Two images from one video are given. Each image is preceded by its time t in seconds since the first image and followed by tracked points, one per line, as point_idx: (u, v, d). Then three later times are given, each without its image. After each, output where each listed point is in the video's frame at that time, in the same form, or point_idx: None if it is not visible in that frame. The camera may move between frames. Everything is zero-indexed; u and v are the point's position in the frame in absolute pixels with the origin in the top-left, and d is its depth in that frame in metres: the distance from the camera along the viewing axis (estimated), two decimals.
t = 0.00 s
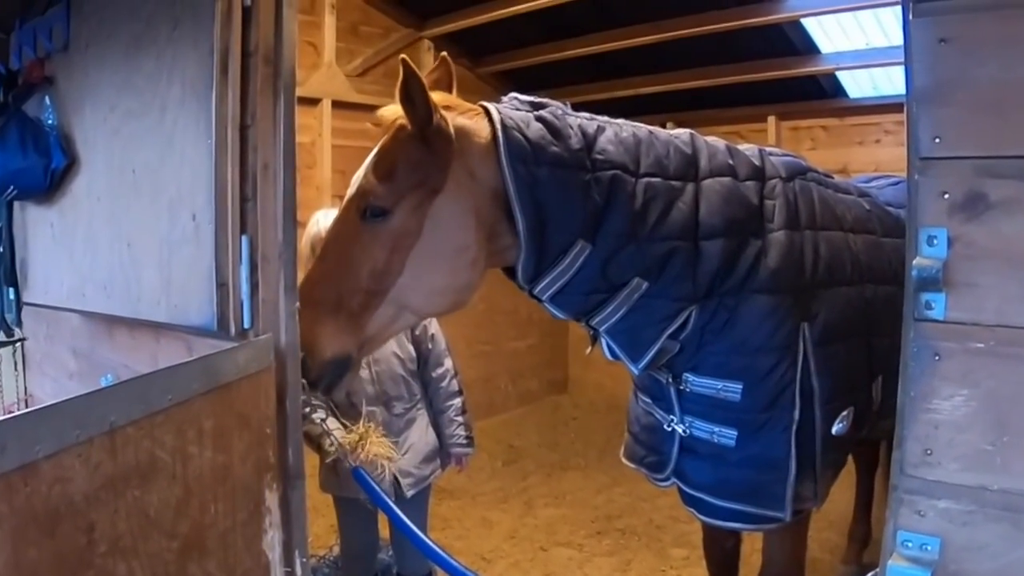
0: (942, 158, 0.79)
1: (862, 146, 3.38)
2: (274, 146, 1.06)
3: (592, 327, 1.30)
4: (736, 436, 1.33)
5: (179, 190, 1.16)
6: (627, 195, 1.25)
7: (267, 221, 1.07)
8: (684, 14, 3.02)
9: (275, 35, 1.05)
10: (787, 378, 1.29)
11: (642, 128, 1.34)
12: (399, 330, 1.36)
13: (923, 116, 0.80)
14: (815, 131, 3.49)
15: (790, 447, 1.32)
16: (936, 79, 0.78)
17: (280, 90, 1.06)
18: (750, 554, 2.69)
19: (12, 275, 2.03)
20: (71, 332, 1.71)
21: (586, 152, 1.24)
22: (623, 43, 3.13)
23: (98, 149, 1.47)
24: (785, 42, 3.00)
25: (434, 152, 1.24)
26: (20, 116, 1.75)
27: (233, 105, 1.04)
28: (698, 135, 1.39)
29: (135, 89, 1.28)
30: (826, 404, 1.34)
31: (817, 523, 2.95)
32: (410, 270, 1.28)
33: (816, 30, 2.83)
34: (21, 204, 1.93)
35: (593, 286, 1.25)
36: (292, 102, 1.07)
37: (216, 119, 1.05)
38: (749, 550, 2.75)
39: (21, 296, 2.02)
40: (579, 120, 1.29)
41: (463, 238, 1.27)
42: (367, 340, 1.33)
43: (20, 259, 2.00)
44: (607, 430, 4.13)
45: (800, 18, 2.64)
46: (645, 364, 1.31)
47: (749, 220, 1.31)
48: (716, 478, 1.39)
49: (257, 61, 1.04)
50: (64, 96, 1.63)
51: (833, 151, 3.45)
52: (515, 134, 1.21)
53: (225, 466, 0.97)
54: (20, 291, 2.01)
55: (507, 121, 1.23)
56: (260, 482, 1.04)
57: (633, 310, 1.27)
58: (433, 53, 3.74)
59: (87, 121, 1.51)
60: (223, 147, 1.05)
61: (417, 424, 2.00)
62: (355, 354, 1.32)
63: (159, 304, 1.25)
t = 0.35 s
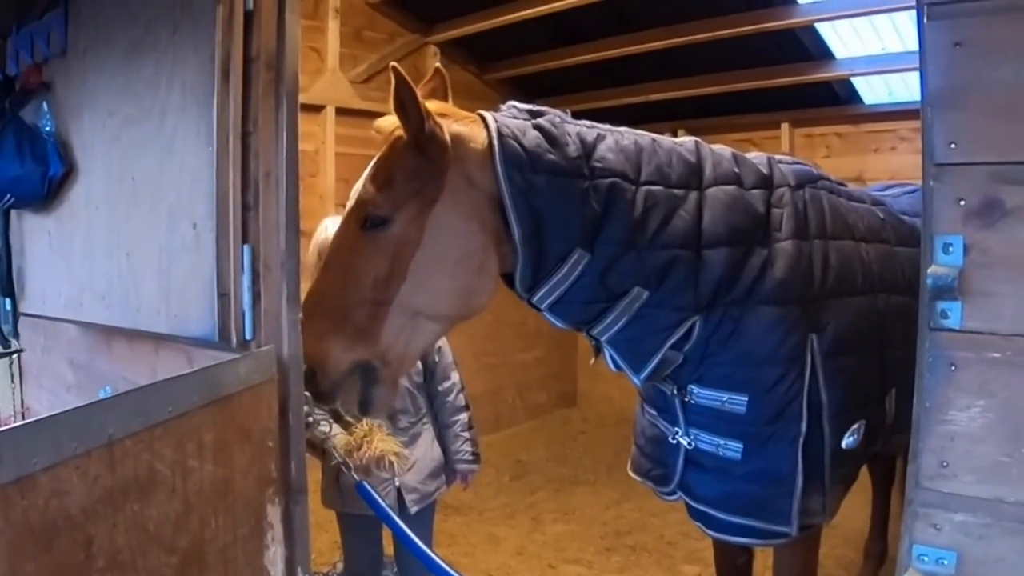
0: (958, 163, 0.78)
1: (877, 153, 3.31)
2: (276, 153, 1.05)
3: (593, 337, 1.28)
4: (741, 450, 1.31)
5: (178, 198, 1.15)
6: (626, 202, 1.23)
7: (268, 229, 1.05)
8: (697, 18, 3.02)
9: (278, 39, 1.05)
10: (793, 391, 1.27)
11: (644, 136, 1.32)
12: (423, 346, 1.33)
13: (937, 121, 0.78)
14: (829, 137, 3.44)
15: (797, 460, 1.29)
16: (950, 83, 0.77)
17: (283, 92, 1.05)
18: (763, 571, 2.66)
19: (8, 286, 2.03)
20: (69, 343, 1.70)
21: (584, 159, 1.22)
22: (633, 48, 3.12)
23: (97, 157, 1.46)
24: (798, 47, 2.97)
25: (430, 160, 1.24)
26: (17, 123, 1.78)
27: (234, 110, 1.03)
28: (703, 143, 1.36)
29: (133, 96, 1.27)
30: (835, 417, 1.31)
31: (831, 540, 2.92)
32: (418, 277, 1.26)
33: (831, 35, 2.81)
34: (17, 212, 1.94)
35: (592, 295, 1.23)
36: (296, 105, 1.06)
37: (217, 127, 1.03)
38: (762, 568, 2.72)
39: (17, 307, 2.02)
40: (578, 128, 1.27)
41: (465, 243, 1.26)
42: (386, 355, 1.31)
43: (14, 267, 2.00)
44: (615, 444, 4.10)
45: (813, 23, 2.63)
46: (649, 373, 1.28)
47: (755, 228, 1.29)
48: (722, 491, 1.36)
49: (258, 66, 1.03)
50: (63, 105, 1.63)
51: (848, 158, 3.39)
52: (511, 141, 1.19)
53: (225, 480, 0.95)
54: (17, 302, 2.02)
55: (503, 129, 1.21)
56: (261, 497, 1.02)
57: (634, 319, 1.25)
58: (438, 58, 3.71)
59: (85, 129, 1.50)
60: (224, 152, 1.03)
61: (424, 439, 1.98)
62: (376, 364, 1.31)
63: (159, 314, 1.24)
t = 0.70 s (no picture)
0: (978, 175, 0.76)
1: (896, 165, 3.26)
2: (280, 164, 1.03)
3: (600, 354, 1.26)
4: (752, 468, 1.28)
5: (180, 211, 1.14)
6: (632, 217, 1.20)
7: (272, 242, 1.04)
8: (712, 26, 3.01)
9: (281, 49, 1.03)
10: (806, 408, 1.24)
11: (651, 149, 1.29)
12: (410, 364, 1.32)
13: (956, 131, 0.77)
14: (847, 148, 3.40)
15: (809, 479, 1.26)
16: (971, 92, 0.75)
17: (286, 103, 1.02)
18: None
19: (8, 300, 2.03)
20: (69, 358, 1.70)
21: (589, 174, 1.20)
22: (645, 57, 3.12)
23: (98, 170, 1.47)
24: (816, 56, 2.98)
25: (429, 174, 1.22)
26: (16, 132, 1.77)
27: (238, 122, 1.02)
28: (713, 156, 1.34)
29: (134, 107, 1.28)
30: (848, 435, 1.29)
31: (850, 562, 2.87)
32: (419, 294, 1.25)
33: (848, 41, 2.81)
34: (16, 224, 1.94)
35: (599, 311, 1.21)
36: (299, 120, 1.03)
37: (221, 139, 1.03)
38: None
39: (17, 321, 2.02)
40: (582, 142, 1.25)
41: (463, 258, 1.24)
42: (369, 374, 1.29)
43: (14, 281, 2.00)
44: (627, 463, 4.06)
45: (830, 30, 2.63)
46: (657, 393, 1.27)
47: (766, 242, 1.26)
48: (733, 510, 1.33)
49: (262, 75, 1.01)
50: (65, 117, 1.62)
51: (866, 170, 3.34)
52: (513, 156, 1.18)
53: (228, 498, 0.93)
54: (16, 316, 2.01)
55: (506, 144, 1.20)
56: (265, 516, 1.00)
57: (642, 336, 1.23)
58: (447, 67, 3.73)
59: (86, 140, 1.51)
60: (229, 163, 1.03)
61: (431, 460, 1.96)
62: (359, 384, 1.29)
63: (160, 328, 1.23)
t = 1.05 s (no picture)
0: (1002, 184, 0.74)
1: (916, 173, 3.23)
2: (284, 174, 1.01)
3: (612, 370, 1.23)
4: (767, 486, 1.25)
5: (181, 221, 1.14)
6: (642, 230, 1.17)
7: (275, 253, 1.02)
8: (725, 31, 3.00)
9: (286, 55, 1.02)
10: (822, 425, 1.21)
11: (661, 160, 1.26)
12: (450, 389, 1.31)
13: (979, 139, 0.74)
14: (865, 157, 3.38)
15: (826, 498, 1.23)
16: (994, 98, 0.73)
17: (291, 109, 1.01)
18: None
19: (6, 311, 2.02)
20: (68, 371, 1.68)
21: (597, 187, 1.17)
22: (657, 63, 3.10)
23: (97, 179, 1.46)
24: (835, 61, 2.95)
25: (420, 200, 1.19)
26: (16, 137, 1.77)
27: (240, 129, 1.01)
28: (723, 165, 1.30)
29: (135, 113, 1.27)
30: (866, 453, 1.25)
31: None
32: (427, 325, 1.23)
33: (866, 47, 2.79)
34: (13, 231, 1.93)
35: (609, 327, 1.19)
36: (304, 124, 1.02)
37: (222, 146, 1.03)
38: None
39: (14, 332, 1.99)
40: (591, 155, 1.22)
41: (466, 280, 1.21)
42: (405, 405, 1.30)
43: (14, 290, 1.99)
44: (639, 479, 4.01)
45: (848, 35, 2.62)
46: (670, 410, 1.24)
47: (780, 254, 1.23)
48: (748, 530, 1.30)
49: (265, 81, 1.00)
50: (65, 123, 1.61)
51: (884, 178, 3.33)
52: (518, 171, 1.14)
53: (230, 515, 0.91)
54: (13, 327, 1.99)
55: (511, 159, 1.16)
56: (268, 534, 0.98)
57: (654, 352, 1.21)
58: (455, 73, 3.71)
59: (86, 147, 1.51)
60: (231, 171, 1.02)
61: (443, 474, 1.92)
62: (398, 422, 1.31)
63: (161, 341, 1.22)
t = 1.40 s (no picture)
0: (1018, 193, 0.72)
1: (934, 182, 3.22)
2: (284, 181, 1.01)
3: (624, 390, 1.21)
4: (785, 505, 1.22)
5: (178, 230, 1.12)
6: (645, 244, 1.14)
7: (276, 262, 1.01)
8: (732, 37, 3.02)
9: (286, 58, 1.02)
10: (838, 442, 1.19)
11: (667, 173, 1.23)
12: (475, 420, 1.27)
13: (995, 147, 0.73)
14: (882, 165, 3.36)
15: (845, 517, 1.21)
16: (1009, 104, 0.72)
17: (291, 114, 1.02)
18: None
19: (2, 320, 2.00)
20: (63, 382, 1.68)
21: (596, 201, 1.14)
22: (666, 69, 3.12)
23: (93, 187, 1.45)
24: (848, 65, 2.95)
25: (411, 240, 1.20)
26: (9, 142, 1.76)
27: (239, 133, 1.00)
28: (732, 175, 1.27)
29: (132, 117, 1.26)
30: (884, 468, 1.23)
31: None
32: (457, 352, 1.19)
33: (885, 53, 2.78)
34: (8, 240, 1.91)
35: (618, 344, 1.17)
36: (304, 128, 1.03)
37: (220, 151, 1.01)
38: None
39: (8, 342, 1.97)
40: (588, 172, 1.19)
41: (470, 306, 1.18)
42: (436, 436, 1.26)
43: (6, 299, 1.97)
44: (649, 495, 3.97)
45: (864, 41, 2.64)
46: (683, 428, 1.21)
47: (794, 265, 1.20)
48: (765, 549, 1.27)
49: (266, 85, 1.01)
50: (61, 129, 1.61)
51: (902, 188, 3.31)
52: (512, 191, 1.13)
53: (226, 531, 0.89)
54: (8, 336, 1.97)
55: (506, 180, 1.15)
56: (265, 551, 0.96)
57: (666, 368, 1.18)
58: (461, 79, 3.71)
59: (82, 152, 1.50)
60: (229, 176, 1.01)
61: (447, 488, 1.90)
62: (431, 451, 1.27)
63: (157, 352, 1.20)
